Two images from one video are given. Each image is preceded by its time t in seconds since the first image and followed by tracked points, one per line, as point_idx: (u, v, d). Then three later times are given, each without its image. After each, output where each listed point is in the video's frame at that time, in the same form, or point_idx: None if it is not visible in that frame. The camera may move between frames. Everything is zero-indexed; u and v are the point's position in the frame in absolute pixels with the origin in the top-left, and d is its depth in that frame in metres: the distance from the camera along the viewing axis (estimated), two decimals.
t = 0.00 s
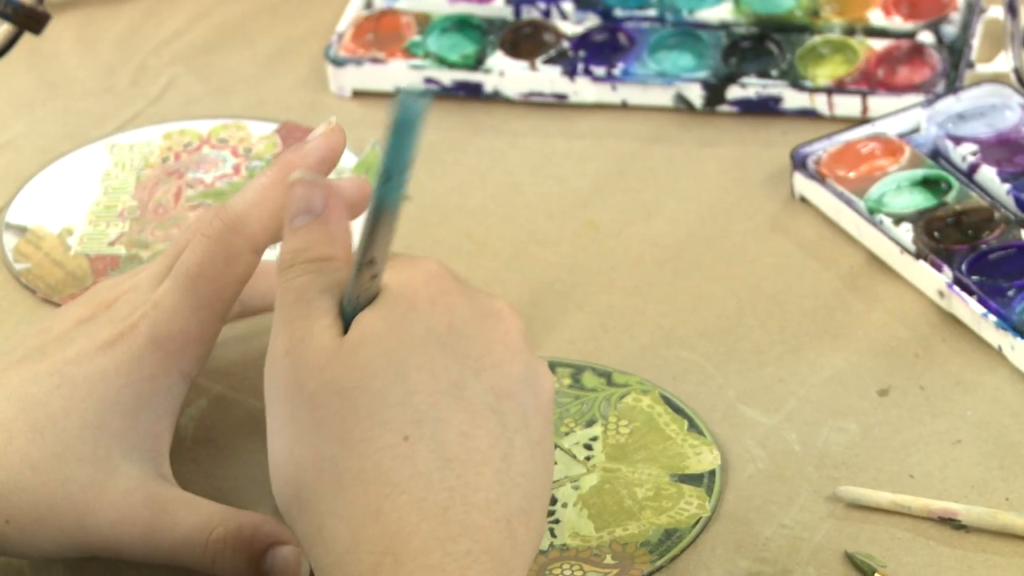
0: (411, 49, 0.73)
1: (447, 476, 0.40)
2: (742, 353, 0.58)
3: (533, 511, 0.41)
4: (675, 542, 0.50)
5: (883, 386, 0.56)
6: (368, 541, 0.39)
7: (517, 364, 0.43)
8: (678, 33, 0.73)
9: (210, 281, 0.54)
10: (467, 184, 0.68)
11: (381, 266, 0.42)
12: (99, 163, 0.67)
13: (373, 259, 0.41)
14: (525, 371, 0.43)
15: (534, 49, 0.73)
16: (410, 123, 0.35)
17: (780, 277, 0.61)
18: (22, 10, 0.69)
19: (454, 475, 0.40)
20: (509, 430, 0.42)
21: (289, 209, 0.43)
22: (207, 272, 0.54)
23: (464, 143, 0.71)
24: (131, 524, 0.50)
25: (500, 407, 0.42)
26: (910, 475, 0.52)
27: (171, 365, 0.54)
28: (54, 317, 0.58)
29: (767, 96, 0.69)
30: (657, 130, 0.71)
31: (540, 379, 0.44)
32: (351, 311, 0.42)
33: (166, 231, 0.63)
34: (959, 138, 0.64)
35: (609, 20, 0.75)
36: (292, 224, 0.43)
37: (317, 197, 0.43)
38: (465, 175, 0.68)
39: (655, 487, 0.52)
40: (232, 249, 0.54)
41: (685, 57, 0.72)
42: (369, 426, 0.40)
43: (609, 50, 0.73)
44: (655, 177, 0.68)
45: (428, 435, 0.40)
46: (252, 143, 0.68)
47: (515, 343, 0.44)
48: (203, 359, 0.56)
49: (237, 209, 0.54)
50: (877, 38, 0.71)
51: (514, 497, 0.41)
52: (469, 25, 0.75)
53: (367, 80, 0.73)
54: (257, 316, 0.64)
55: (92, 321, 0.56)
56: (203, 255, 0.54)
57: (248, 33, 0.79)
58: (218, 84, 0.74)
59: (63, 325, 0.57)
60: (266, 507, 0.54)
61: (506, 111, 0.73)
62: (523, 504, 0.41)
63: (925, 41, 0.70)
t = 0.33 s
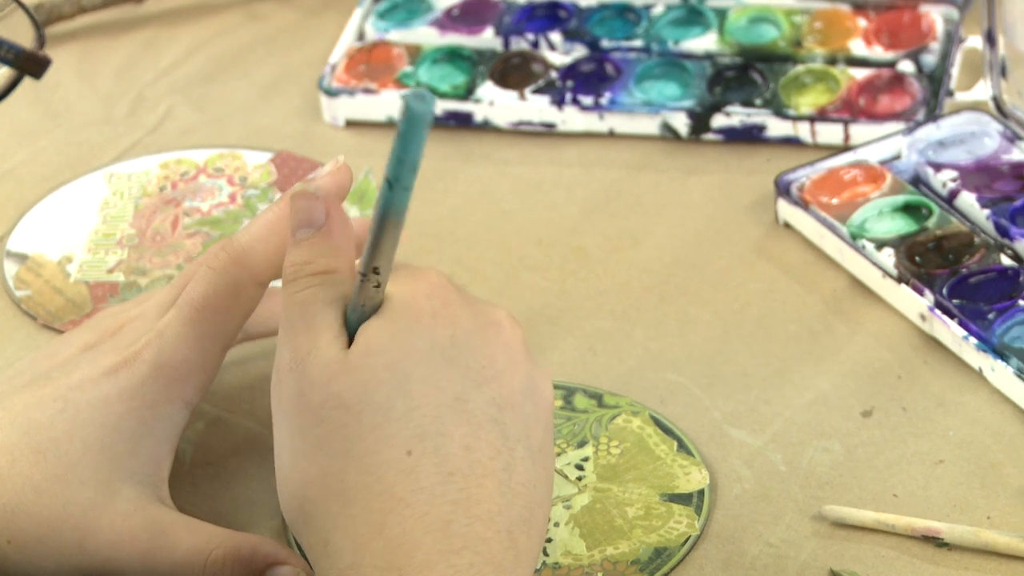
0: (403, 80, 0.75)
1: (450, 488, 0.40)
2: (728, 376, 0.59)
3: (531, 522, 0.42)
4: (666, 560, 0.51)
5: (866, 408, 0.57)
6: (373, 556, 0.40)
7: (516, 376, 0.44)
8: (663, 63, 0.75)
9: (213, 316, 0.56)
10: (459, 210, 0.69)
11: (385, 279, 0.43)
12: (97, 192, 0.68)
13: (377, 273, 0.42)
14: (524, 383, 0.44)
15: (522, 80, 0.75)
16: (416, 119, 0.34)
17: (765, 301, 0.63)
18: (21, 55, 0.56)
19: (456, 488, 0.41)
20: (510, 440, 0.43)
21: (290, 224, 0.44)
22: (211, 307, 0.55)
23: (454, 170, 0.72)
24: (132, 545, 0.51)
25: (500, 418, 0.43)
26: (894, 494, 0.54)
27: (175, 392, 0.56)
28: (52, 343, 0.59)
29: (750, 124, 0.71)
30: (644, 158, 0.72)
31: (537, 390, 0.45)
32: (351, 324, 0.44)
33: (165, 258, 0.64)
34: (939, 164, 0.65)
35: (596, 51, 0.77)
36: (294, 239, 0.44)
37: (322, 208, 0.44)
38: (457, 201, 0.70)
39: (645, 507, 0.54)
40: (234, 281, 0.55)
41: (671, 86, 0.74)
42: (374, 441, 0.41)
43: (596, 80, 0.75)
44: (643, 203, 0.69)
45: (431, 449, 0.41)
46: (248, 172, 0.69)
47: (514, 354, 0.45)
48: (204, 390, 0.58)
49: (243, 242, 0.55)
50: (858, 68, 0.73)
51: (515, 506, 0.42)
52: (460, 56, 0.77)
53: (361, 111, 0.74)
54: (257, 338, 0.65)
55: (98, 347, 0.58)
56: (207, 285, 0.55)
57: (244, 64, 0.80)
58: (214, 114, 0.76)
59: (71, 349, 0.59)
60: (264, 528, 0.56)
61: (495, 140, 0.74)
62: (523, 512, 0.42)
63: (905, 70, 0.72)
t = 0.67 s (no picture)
0: (408, 87, 0.77)
1: (457, 500, 0.42)
2: (723, 373, 0.61)
3: (538, 535, 0.43)
4: (664, 549, 0.53)
5: (857, 403, 0.59)
6: (380, 562, 0.41)
7: (529, 392, 0.46)
8: (660, 70, 0.77)
9: (231, 312, 0.59)
10: (462, 213, 0.71)
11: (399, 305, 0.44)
12: (112, 193, 0.71)
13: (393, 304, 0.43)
14: (537, 398, 0.46)
15: (524, 87, 0.77)
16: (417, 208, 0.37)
17: (759, 300, 0.65)
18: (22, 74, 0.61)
19: (464, 499, 0.42)
20: (519, 455, 0.44)
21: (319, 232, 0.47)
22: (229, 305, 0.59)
23: (458, 173, 0.74)
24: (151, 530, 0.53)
25: (510, 432, 0.44)
26: (883, 486, 0.55)
27: (189, 384, 0.58)
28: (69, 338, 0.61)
29: (744, 129, 0.73)
30: (641, 163, 0.74)
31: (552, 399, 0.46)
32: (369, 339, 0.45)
33: (178, 258, 0.66)
34: (927, 168, 0.67)
35: (595, 59, 0.79)
36: (320, 247, 0.47)
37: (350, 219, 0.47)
38: (461, 203, 0.72)
39: (644, 497, 0.56)
40: (254, 285, 0.58)
41: (667, 93, 0.76)
42: (386, 453, 0.43)
43: (595, 87, 0.77)
44: (641, 206, 0.71)
45: (441, 461, 0.42)
46: (258, 175, 0.71)
47: (528, 372, 0.46)
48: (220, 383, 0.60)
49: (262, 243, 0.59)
50: (849, 75, 0.75)
51: (522, 520, 0.43)
52: (463, 63, 0.79)
53: (367, 116, 0.76)
54: (268, 336, 0.67)
55: (116, 342, 0.60)
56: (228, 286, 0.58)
57: (253, 71, 0.82)
58: (226, 119, 0.78)
59: (86, 347, 0.61)
60: (275, 519, 0.58)
61: (498, 144, 0.76)
62: (532, 525, 0.43)
63: (894, 78, 0.74)
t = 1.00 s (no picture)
0: (425, 62, 0.80)
1: (455, 464, 0.41)
2: (724, 336, 0.64)
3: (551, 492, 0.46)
4: (667, 505, 0.56)
5: (853, 365, 0.62)
6: (381, 531, 0.40)
7: (526, 354, 0.45)
8: (666, 47, 0.80)
9: (253, 281, 0.61)
10: (474, 185, 0.74)
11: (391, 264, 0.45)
12: (141, 164, 0.74)
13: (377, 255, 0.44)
14: (534, 359, 0.45)
15: (535, 62, 0.80)
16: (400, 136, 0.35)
17: (758, 268, 0.67)
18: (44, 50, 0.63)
19: (462, 463, 0.41)
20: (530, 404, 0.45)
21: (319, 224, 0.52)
22: (251, 273, 0.61)
23: (471, 145, 0.77)
24: (175, 485, 0.57)
25: (508, 393, 0.43)
26: (878, 446, 0.58)
27: (212, 349, 0.61)
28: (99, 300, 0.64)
29: (746, 104, 0.76)
30: (647, 136, 0.77)
31: (549, 357, 0.46)
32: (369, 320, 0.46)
33: (204, 225, 0.69)
34: (921, 141, 0.70)
35: (603, 36, 0.81)
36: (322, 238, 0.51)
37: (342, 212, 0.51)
38: (474, 175, 0.75)
39: (649, 455, 0.58)
40: (274, 253, 0.61)
41: (672, 68, 0.79)
42: (384, 422, 0.42)
43: (604, 62, 0.80)
44: (647, 177, 0.74)
45: (439, 428, 0.41)
46: (281, 146, 0.75)
47: (522, 335, 0.45)
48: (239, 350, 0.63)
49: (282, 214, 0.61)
50: (846, 52, 0.78)
51: (522, 478, 0.42)
52: (477, 39, 0.82)
53: (385, 90, 0.79)
54: (289, 301, 0.70)
55: (143, 306, 0.63)
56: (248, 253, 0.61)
57: (275, 47, 0.85)
58: (249, 93, 0.81)
59: (114, 311, 0.63)
60: (296, 476, 0.60)
61: (510, 117, 0.79)
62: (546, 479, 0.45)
63: (889, 54, 0.76)
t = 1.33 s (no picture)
0: (428, 59, 0.83)
1: (451, 453, 0.44)
2: (714, 318, 0.67)
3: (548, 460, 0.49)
4: (659, 479, 0.59)
5: (836, 346, 0.65)
6: (382, 517, 0.44)
7: (516, 343, 0.48)
8: (658, 44, 0.83)
9: (263, 270, 0.64)
10: (475, 177, 0.77)
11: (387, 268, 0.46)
12: (159, 157, 0.77)
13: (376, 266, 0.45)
14: (525, 346, 0.48)
15: (534, 59, 0.84)
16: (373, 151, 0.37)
17: (746, 253, 0.71)
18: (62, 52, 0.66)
19: (457, 451, 0.44)
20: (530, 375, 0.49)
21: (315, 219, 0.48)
22: (261, 263, 0.64)
23: (474, 138, 0.80)
24: (191, 461, 0.60)
25: (500, 381, 0.47)
26: (859, 422, 0.61)
27: (223, 333, 0.64)
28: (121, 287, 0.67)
29: (734, 98, 0.79)
30: (641, 128, 0.80)
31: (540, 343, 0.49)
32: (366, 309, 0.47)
33: (218, 215, 0.72)
34: (900, 133, 0.73)
35: (598, 34, 0.85)
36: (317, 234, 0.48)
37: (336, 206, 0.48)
38: (475, 167, 0.78)
39: (642, 431, 0.62)
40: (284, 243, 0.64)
41: (664, 64, 0.82)
42: (383, 416, 0.45)
43: (599, 59, 0.83)
44: (641, 168, 0.77)
45: (434, 419, 0.45)
46: (292, 139, 0.78)
47: (513, 323, 0.49)
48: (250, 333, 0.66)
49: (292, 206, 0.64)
50: (829, 48, 0.81)
51: (515, 463, 0.46)
52: (478, 38, 0.85)
53: (390, 86, 0.83)
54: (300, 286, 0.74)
55: (159, 294, 0.66)
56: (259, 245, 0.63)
57: (285, 45, 0.89)
58: (261, 89, 0.84)
59: (132, 297, 0.66)
60: (307, 453, 0.64)
61: (510, 111, 0.82)
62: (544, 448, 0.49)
63: (869, 51, 0.80)
